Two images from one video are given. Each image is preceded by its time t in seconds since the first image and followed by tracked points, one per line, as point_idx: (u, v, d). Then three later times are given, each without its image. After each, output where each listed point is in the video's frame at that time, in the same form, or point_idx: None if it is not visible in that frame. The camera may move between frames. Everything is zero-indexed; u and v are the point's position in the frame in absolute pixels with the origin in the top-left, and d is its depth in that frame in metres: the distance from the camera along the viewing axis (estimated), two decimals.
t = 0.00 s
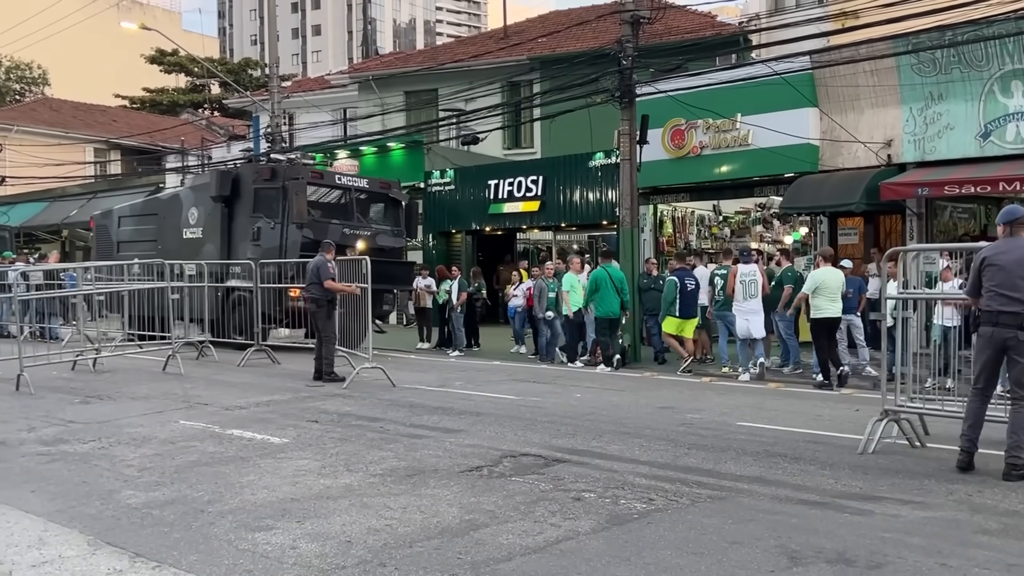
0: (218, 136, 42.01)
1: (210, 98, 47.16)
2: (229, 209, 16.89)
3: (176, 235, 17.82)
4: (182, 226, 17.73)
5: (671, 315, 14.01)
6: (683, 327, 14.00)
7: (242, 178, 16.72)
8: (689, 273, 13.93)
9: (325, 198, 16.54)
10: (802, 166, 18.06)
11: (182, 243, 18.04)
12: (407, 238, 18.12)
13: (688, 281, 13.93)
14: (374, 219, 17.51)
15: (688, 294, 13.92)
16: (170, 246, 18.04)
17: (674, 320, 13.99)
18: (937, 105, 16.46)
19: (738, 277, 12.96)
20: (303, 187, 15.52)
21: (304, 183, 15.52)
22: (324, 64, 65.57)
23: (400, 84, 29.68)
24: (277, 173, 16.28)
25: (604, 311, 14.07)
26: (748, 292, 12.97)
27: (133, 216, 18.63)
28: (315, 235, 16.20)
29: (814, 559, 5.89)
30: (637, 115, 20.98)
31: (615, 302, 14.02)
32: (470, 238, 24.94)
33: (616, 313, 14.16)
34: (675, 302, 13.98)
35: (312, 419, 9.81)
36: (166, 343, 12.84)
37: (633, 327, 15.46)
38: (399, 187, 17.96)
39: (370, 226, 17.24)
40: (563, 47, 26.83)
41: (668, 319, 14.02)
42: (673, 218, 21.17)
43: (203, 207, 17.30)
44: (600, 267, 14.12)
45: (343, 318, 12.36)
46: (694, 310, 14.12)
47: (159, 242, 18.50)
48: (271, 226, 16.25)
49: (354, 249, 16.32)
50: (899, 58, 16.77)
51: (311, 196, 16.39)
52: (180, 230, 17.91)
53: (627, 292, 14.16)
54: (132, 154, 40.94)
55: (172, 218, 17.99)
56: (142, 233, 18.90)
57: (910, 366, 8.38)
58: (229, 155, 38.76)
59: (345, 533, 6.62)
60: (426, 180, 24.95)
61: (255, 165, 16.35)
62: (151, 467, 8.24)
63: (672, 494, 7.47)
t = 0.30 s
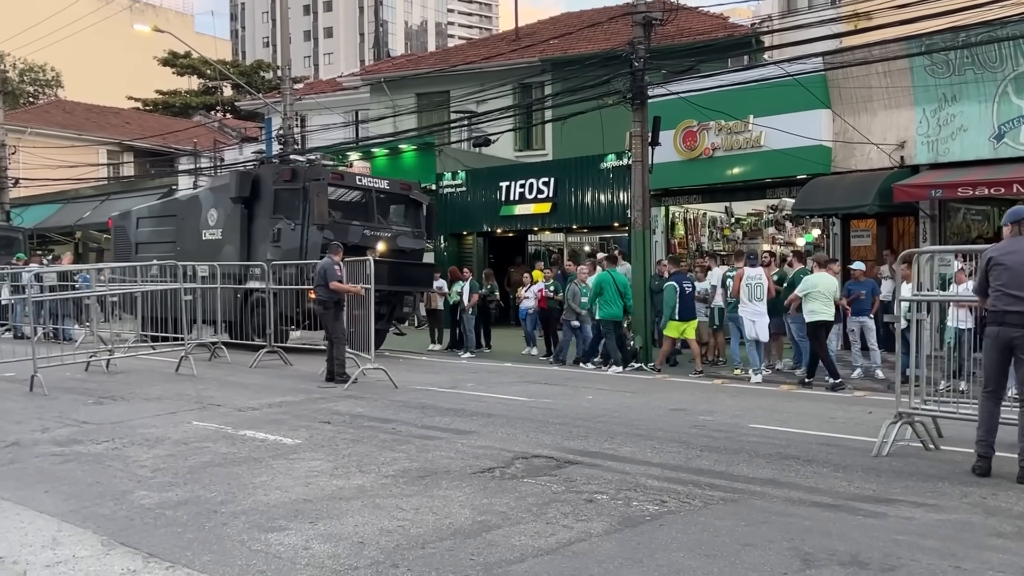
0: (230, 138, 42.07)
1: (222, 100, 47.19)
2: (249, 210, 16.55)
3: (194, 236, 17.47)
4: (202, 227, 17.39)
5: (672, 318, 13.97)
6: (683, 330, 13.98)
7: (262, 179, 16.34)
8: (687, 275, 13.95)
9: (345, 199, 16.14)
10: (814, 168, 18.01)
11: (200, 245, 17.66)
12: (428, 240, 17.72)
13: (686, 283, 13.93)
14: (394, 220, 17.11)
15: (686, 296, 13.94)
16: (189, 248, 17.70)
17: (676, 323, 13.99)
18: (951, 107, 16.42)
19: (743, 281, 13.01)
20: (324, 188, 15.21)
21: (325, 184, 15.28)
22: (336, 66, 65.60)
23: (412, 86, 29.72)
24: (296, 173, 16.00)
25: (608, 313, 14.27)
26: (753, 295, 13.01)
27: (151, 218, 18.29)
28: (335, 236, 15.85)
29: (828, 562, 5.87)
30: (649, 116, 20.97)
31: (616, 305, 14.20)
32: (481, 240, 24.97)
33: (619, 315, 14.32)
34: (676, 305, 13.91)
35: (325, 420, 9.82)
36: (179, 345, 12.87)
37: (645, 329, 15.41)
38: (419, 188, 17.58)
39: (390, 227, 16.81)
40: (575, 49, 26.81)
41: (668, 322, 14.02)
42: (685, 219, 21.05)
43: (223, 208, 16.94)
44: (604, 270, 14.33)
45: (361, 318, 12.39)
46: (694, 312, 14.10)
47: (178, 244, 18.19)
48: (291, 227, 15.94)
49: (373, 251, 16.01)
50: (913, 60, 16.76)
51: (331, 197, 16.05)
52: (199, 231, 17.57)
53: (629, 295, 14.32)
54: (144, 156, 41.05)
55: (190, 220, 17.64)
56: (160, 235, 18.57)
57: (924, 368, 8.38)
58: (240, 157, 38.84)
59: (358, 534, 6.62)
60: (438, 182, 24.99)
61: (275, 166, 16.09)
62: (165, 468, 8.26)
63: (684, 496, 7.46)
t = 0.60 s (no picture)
0: (246, 140, 42.19)
1: (238, 102, 47.22)
2: (273, 211, 16.41)
3: (217, 238, 17.37)
4: (224, 228, 17.30)
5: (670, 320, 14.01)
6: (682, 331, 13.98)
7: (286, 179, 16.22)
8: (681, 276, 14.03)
9: (369, 200, 15.75)
10: (830, 169, 17.96)
11: (224, 246, 17.57)
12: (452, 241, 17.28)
13: (681, 283, 14.10)
14: (419, 222, 16.67)
15: (681, 297, 14.03)
16: (212, 249, 17.61)
17: (674, 324, 13.94)
18: (969, 108, 16.34)
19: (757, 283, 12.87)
20: (348, 188, 14.98)
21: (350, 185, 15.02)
22: (351, 69, 65.71)
23: (427, 88, 29.77)
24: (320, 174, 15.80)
25: (617, 315, 14.30)
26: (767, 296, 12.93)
27: (174, 219, 18.20)
28: (359, 237, 15.46)
29: (845, 564, 5.84)
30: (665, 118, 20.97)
31: (627, 306, 14.29)
32: (496, 242, 25.00)
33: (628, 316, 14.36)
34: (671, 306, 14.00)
35: (341, 421, 9.84)
36: (196, 345, 12.93)
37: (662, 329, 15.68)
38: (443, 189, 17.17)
39: (414, 228, 16.38)
40: (590, 51, 26.78)
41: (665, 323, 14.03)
42: (701, 221, 21.07)
43: (246, 209, 16.84)
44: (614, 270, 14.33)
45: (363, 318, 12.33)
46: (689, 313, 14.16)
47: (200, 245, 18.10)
48: (315, 229, 15.72)
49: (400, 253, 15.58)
50: (930, 61, 16.72)
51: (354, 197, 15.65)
52: (222, 232, 17.49)
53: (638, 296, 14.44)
54: (161, 159, 41.24)
55: (214, 220, 17.54)
56: (182, 236, 18.50)
57: (942, 370, 8.33)
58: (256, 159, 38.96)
59: (374, 535, 6.63)
60: (454, 183, 25.05)
61: (298, 167, 15.89)
62: (182, 468, 8.29)
63: (701, 498, 7.43)
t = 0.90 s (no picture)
0: (266, 143, 42.32)
1: (258, 106, 47.33)
2: (299, 214, 16.21)
3: (243, 241, 17.27)
4: (251, 231, 17.18)
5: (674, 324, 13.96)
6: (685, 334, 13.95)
7: (313, 182, 16.04)
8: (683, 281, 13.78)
9: (395, 203, 15.50)
10: (851, 173, 17.91)
11: (249, 249, 17.48)
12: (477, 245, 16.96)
13: (682, 288, 13.85)
14: (445, 225, 16.41)
15: (683, 302, 13.80)
16: (239, 252, 17.52)
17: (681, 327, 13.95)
18: (990, 111, 16.20)
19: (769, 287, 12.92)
20: (376, 190, 14.69)
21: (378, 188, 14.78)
22: (371, 72, 65.79)
23: (446, 92, 29.80)
24: (347, 177, 15.54)
25: (628, 320, 14.49)
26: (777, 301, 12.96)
27: (200, 221, 18.17)
28: (386, 241, 15.12)
29: (867, 570, 5.79)
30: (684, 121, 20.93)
31: (638, 313, 14.47)
32: (514, 245, 25.03)
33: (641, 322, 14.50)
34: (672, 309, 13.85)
35: (360, 424, 9.86)
36: (215, 348, 12.98)
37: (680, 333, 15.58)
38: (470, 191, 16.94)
39: (440, 231, 16.06)
40: (608, 55, 26.73)
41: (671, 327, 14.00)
42: (720, 225, 20.87)
43: (272, 211, 16.69)
44: (624, 278, 14.60)
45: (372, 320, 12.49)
46: (693, 317, 13.99)
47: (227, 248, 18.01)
48: (342, 231, 15.48)
49: (428, 256, 15.30)
50: (951, 64, 16.63)
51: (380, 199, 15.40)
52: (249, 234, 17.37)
53: (650, 302, 14.56)
54: (181, 162, 41.45)
55: (240, 223, 17.43)
56: (209, 239, 18.46)
57: (965, 375, 8.28)
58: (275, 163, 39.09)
59: (394, 537, 6.62)
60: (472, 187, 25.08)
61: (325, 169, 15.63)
62: (202, 470, 8.32)
63: (721, 503, 7.40)
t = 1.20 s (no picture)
0: (288, 149, 42.54)
1: (280, 112, 47.56)
2: (329, 219, 16.27)
3: (273, 246, 17.35)
4: (281, 236, 17.23)
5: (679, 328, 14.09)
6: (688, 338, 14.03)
7: (342, 187, 16.05)
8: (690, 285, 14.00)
9: (427, 208, 15.48)
10: (875, 178, 17.79)
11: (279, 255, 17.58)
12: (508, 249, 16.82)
13: (688, 294, 14.03)
14: (476, 230, 16.32)
15: (689, 307, 13.96)
16: (268, 257, 17.59)
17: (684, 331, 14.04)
18: (1015, 116, 16.08)
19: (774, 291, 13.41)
20: (406, 196, 14.77)
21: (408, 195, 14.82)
22: (392, 78, 65.98)
23: (467, 97, 29.88)
24: (377, 183, 15.53)
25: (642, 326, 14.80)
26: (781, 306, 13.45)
27: (229, 227, 18.23)
28: (418, 246, 15.11)
29: None
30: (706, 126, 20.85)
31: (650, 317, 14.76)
32: (535, 251, 25.02)
33: (652, 326, 14.79)
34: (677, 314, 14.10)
35: (381, 429, 9.88)
36: (238, 353, 13.05)
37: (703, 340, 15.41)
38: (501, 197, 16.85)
39: (471, 236, 16.03)
40: (630, 60, 26.68)
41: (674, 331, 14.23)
42: (742, 230, 21.13)
43: (303, 217, 16.74)
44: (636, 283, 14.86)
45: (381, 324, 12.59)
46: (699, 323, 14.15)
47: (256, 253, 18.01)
48: (372, 237, 15.47)
49: (458, 260, 15.33)
50: (975, 69, 16.54)
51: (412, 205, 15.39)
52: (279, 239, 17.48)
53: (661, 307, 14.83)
54: (204, 168, 41.77)
55: (269, 228, 17.48)
56: (238, 244, 18.52)
57: (992, 384, 8.24)
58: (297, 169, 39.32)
59: (416, 544, 6.63)
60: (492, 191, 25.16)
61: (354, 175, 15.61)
62: (225, 475, 8.37)
63: (744, 511, 7.36)
